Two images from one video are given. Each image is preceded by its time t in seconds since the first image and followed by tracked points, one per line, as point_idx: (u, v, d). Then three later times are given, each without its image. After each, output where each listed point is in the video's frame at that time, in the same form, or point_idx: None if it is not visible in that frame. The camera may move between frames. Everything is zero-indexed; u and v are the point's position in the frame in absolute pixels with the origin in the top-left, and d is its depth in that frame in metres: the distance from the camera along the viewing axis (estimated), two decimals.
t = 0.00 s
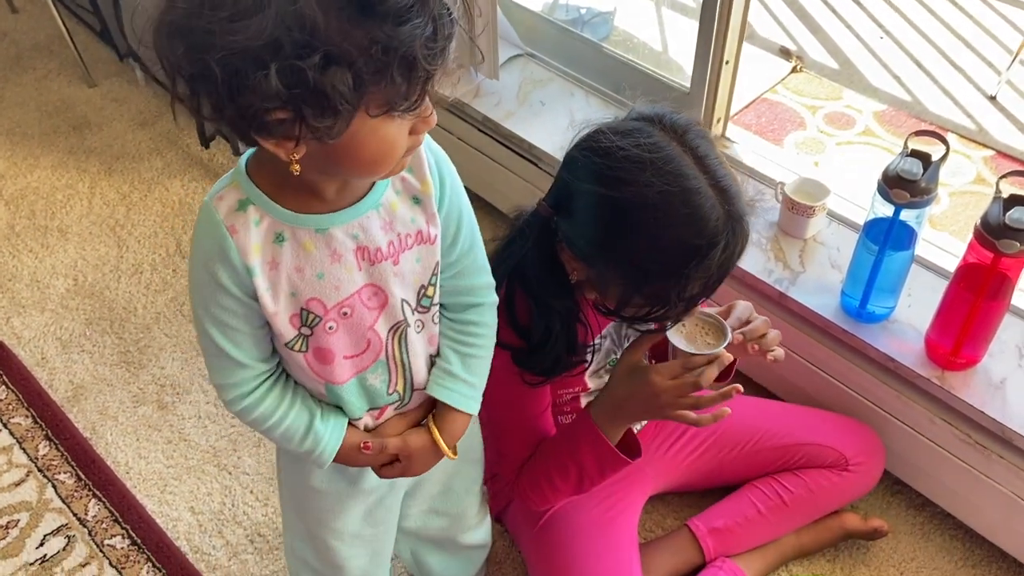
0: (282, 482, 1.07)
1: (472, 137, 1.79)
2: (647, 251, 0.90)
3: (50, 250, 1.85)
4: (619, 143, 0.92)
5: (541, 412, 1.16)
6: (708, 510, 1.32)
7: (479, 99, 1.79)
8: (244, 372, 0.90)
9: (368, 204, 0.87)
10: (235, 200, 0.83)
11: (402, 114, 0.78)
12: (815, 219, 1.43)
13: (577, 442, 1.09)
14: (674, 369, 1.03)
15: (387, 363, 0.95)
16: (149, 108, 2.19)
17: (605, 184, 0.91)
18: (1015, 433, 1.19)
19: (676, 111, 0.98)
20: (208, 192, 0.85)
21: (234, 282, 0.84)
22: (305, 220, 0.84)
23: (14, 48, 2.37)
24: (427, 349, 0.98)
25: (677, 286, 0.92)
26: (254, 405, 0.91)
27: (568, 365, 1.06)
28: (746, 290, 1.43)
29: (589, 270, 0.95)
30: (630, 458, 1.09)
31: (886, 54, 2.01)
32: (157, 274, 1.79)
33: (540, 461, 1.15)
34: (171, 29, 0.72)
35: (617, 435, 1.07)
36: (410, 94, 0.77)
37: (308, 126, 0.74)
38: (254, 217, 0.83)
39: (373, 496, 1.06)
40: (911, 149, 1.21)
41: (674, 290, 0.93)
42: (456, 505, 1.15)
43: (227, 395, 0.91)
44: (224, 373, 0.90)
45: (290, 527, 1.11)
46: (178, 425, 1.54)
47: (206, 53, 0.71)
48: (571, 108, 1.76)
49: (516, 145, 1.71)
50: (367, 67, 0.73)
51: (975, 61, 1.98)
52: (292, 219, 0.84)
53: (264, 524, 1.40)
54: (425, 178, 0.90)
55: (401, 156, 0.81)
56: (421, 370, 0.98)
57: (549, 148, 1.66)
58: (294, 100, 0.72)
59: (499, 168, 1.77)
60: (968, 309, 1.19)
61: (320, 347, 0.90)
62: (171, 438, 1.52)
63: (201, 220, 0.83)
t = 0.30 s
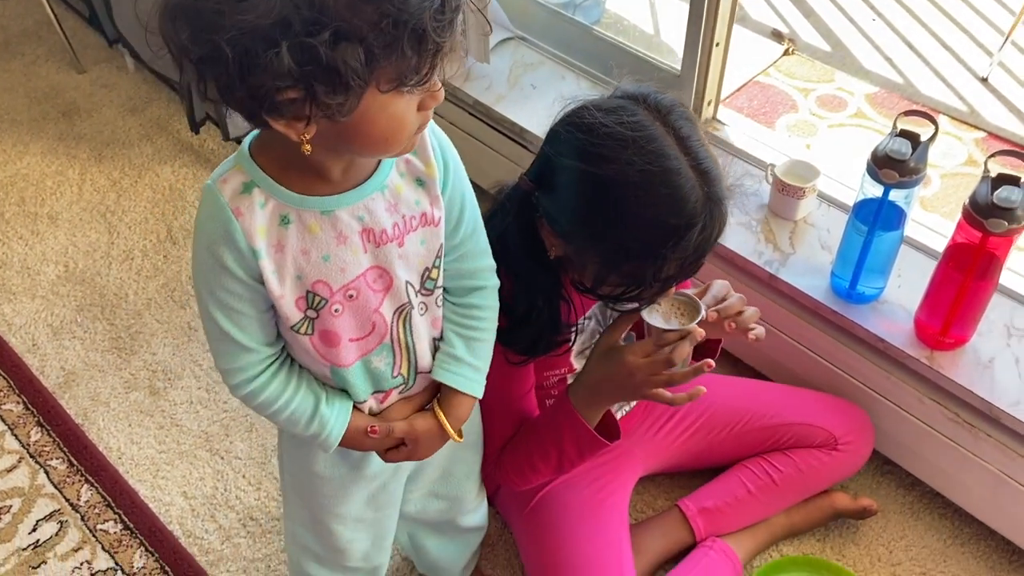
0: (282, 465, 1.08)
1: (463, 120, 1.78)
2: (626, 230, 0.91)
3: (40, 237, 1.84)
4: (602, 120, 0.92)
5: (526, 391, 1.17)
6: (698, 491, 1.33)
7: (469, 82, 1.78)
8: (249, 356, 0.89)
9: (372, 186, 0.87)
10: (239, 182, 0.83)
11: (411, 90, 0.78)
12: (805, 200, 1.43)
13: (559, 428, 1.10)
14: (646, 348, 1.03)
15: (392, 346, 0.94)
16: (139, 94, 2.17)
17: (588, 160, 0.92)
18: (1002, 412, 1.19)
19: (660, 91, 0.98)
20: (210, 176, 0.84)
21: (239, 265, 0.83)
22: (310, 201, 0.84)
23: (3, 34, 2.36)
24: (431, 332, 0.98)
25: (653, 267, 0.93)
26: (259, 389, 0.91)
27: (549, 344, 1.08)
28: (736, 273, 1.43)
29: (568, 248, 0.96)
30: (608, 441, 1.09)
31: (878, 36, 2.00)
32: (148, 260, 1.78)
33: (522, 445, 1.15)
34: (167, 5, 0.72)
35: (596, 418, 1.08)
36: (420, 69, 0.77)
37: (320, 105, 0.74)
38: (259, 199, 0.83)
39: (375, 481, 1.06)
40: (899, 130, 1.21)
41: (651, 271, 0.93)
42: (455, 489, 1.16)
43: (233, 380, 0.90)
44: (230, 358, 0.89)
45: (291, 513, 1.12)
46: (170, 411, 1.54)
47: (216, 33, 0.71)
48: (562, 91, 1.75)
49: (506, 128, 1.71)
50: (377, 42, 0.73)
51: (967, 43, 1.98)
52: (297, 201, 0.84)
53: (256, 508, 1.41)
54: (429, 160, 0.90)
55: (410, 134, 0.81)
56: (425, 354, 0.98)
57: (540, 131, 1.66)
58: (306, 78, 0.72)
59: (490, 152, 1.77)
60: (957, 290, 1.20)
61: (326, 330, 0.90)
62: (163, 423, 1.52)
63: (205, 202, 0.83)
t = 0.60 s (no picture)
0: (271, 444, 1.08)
1: (451, 101, 1.78)
2: (603, 204, 0.91)
3: (27, 221, 1.84)
4: (578, 94, 0.93)
5: (511, 365, 1.18)
6: (685, 466, 1.34)
7: (456, 62, 1.78)
8: (233, 335, 0.89)
9: (355, 163, 0.87)
10: (220, 159, 0.83)
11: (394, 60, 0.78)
12: (791, 177, 1.43)
13: (542, 402, 1.10)
14: (623, 317, 1.03)
15: (378, 324, 0.94)
16: (125, 77, 2.16)
17: (565, 135, 0.92)
18: (985, 385, 1.20)
19: (637, 64, 0.98)
20: (192, 153, 0.84)
21: (222, 243, 0.83)
22: (293, 179, 0.84)
23: None
24: (416, 310, 0.98)
25: (631, 242, 0.93)
26: (244, 368, 0.91)
27: (531, 320, 1.08)
28: (723, 250, 1.44)
29: (547, 223, 0.96)
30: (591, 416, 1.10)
31: (865, 15, 2.00)
32: (136, 243, 1.78)
33: (505, 422, 1.16)
34: None
35: (579, 392, 1.09)
36: (406, 38, 0.77)
37: (306, 76, 0.74)
38: (241, 177, 0.83)
39: (364, 459, 1.07)
40: (882, 105, 1.22)
41: (628, 246, 0.94)
42: (444, 465, 1.16)
43: (218, 358, 0.90)
44: (214, 336, 0.89)
45: (281, 494, 1.12)
46: (159, 393, 1.54)
47: (200, 3, 0.71)
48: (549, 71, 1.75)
49: (494, 109, 1.71)
50: (363, 10, 0.73)
51: (954, 21, 1.98)
52: (278, 178, 0.83)
53: (246, 487, 1.41)
54: (411, 136, 0.90)
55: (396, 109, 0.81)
56: (411, 331, 0.98)
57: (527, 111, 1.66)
58: (292, 48, 0.72)
59: (478, 132, 1.76)
60: (940, 265, 1.20)
61: (310, 309, 0.90)
62: (152, 404, 1.52)
63: (188, 180, 0.83)
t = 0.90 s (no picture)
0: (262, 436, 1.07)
1: (439, 87, 1.77)
2: (583, 187, 0.92)
3: (14, 209, 1.83)
4: (557, 76, 0.93)
5: (497, 349, 1.18)
6: (674, 448, 1.35)
7: (444, 47, 1.77)
8: (222, 326, 0.89)
9: (337, 146, 0.86)
10: (201, 149, 0.82)
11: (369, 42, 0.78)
12: (778, 160, 1.43)
13: (527, 386, 1.11)
14: (607, 299, 1.04)
15: (367, 309, 0.95)
16: (112, 65, 2.15)
17: (546, 118, 0.92)
18: (971, 365, 1.21)
19: (617, 46, 0.98)
20: (172, 145, 0.83)
21: (207, 233, 0.83)
22: (274, 166, 0.83)
23: None
24: (404, 293, 0.98)
25: (612, 224, 0.94)
26: (234, 359, 0.90)
27: (516, 303, 1.09)
28: (711, 234, 1.44)
29: (529, 205, 0.97)
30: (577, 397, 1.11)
31: None
32: (124, 231, 1.77)
33: (491, 405, 1.17)
34: None
35: (563, 374, 1.09)
36: (381, 17, 0.76)
37: (283, 61, 0.74)
38: (223, 166, 0.82)
39: (357, 444, 1.06)
40: (868, 87, 1.22)
41: (609, 229, 0.95)
42: (434, 448, 1.17)
43: (207, 351, 0.90)
44: (202, 328, 0.89)
45: (275, 484, 1.12)
46: (148, 380, 1.54)
47: None
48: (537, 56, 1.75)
49: (482, 94, 1.70)
50: None
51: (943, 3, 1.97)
52: (261, 165, 0.83)
53: (236, 474, 1.42)
54: (390, 118, 0.90)
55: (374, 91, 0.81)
56: (400, 314, 0.98)
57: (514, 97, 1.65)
58: (267, 33, 0.72)
59: (466, 118, 1.76)
60: (926, 247, 1.21)
61: (298, 296, 0.90)
62: (142, 392, 1.52)
63: (169, 172, 0.82)
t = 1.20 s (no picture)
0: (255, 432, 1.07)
1: (431, 76, 1.77)
2: (570, 175, 0.92)
3: (5, 201, 1.82)
4: (544, 65, 0.93)
5: (488, 337, 1.18)
6: (667, 435, 1.35)
7: (435, 36, 1.77)
8: (210, 321, 0.88)
9: (319, 134, 0.86)
10: (181, 144, 0.82)
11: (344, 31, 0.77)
12: (769, 147, 1.43)
13: (518, 376, 1.11)
14: (596, 286, 1.04)
15: (357, 298, 0.95)
16: (101, 55, 2.14)
17: (533, 107, 0.92)
18: (961, 350, 1.22)
19: (604, 34, 0.98)
20: (151, 141, 0.83)
21: (192, 228, 0.83)
22: (257, 157, 0.83)
23: None
24: (393, 280, 0.98)
25: (600, 213, 0.94)
26: (224, 354, 0.90)
27: (508, 292, 1.09)
28: (702, 220, 1.44)
29: (518, 194, 0.97)
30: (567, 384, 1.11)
31: None
32: (115, 223, 1.77)
33: (483, 393, 1.17)
34: None
35: (554, 363, 1.09)
36: (356, 5, 0.76)
37: (259, 51, 0.74)
38: (205, 159, 0.82)
39: (351, 435, 1.07)
40: (858, 74, 1.22)
41: (597, 218, 0.95)
42: (428, 436, 1.17)
43: (196, 347, 0.89)
44: (190, 324, 0.88)
45: (271, 480, 1.13)
46: (141, 371, 1.54)
47: None
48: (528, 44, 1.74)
49: (473, 83, 1.70)
50: None
51: None
52: (242, 157, 0.83)
53: (230, 464, 1.42)
54: (370, 105, 0.90)
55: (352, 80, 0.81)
56: (389, 302, 0.98)
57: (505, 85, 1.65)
58: (243, 25, 0.72)
59: (458, 107, 1.76)
60: (916, 233, 1.21)
61: (287, 287, 0.90)
62: (135, 383, 1.52)
63: (150, 168, 0.82)
